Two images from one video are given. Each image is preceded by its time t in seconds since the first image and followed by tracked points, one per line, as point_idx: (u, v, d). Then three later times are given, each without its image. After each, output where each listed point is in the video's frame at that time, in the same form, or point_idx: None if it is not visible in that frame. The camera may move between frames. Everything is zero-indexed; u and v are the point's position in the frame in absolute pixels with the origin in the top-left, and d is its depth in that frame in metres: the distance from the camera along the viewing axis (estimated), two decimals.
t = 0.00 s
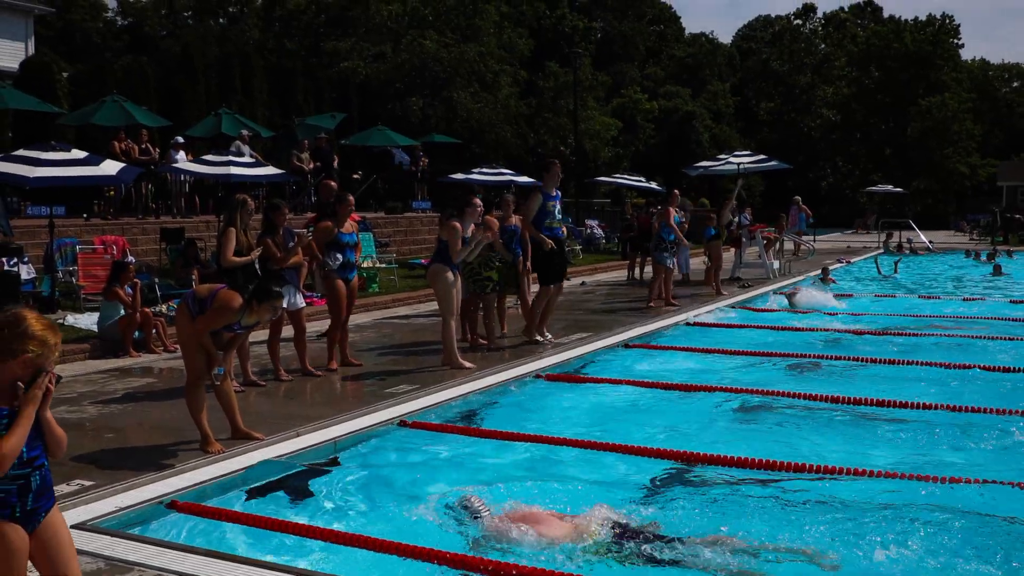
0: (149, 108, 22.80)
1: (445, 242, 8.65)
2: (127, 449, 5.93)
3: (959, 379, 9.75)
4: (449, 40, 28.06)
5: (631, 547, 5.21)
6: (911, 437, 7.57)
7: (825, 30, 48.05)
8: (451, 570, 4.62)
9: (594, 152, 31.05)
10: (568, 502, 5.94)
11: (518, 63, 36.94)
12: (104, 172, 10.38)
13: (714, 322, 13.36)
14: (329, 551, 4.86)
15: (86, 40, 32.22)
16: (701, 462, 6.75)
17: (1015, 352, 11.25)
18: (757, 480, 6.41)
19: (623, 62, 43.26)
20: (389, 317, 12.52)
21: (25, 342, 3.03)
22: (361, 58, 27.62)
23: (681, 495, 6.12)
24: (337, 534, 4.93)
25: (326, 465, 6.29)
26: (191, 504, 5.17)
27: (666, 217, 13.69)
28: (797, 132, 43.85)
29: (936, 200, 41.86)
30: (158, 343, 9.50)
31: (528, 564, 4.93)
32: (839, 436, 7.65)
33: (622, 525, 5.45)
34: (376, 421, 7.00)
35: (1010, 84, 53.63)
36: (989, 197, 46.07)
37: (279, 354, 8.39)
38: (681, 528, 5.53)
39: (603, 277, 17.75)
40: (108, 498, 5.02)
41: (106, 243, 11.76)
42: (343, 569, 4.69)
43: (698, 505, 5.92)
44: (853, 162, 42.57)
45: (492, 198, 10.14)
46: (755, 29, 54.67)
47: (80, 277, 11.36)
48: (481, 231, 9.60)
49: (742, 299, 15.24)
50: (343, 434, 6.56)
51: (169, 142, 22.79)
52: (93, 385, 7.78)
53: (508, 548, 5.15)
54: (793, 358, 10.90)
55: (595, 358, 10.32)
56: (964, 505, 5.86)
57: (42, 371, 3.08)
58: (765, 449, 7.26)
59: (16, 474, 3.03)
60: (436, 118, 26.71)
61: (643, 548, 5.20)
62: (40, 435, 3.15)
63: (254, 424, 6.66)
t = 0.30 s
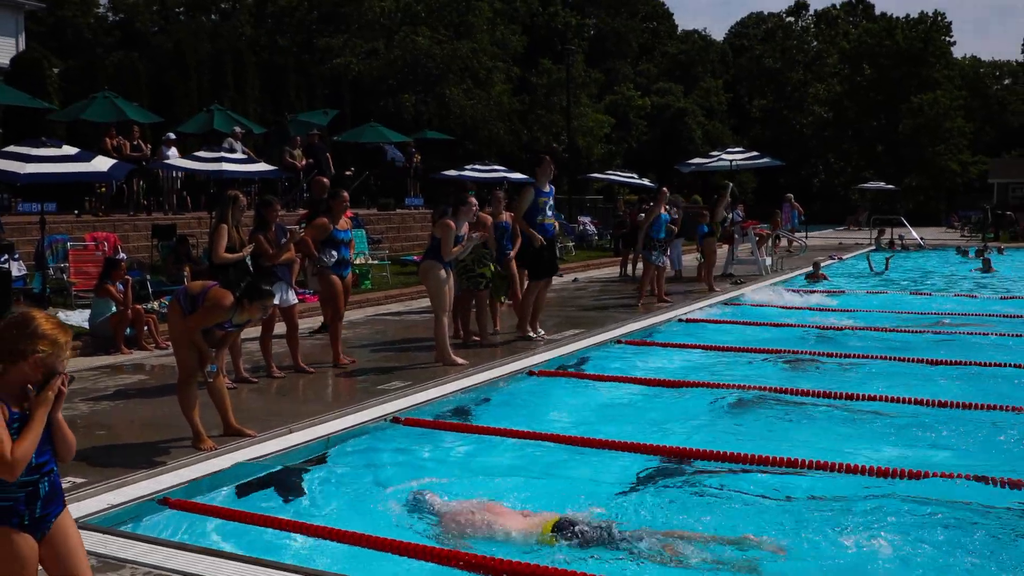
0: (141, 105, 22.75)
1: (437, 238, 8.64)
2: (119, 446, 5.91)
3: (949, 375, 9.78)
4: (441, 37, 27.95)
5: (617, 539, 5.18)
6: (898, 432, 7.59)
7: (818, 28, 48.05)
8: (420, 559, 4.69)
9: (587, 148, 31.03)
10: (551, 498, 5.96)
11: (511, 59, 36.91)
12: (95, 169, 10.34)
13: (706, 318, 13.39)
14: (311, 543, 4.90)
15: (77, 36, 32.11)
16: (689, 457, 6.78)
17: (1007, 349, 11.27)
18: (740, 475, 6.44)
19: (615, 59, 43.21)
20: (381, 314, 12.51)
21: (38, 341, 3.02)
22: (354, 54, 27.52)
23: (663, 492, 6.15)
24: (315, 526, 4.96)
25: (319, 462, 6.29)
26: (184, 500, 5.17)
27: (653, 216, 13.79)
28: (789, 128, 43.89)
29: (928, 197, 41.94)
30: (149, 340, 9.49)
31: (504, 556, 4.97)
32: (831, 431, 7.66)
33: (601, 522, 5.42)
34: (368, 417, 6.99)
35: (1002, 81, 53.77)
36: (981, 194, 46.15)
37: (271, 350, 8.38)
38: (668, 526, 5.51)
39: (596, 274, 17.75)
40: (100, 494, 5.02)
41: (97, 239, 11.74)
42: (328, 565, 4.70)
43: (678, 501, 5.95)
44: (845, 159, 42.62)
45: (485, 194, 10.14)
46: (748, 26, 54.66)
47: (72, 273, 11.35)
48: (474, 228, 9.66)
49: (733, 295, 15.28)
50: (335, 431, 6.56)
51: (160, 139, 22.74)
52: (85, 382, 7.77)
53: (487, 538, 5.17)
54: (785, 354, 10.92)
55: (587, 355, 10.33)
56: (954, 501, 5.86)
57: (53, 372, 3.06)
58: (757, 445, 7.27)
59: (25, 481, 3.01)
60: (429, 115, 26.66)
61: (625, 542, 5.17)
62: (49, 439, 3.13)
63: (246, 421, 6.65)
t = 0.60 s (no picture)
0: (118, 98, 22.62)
1: (418, 234, 8.62)
2: (97, 443, 5.87)
3: (924, 369, 9.88)
4: (422, 32, 27.86)
5: (592, 544, 5.21)
6: (871, 425, 7.69)
7: (796, 24, 48.21)
8: (371, 551, 4.75)
9: (567, 144, 31.06)
10: (517, 492, 6.02)
11: (492, 55, 36.86)
12: (71, 163, 10.28)
13: (686, 313, 13.44)
14: (286, 540, 4.92)
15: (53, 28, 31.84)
16: (663, 450, 6.85)
17: (982, 343, 11.37)
18: (709, 469, 6.51)
19: (595, 54, 43.23)
20: (361, 309, 12.49)
21: (43, 344, 2.99)
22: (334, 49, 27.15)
23: (632, 485, 6.22)
24: (288, 522, 5.00)
25: (300, 457, 6.30)
26: (162, 495, 5.16)
27: (622, 214, 13.78)
28: (768, 123, 44.04)
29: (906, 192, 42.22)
30: (127, 336, 9.45)
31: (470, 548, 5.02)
32: (811, 425, 7.71)
33: (570, 524, 5.46)
34: (347, 413, 6.98)
35: (979, 77, 54.18)
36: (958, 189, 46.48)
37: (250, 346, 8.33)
38: (645, 526, 5.54)
39: (576, 269, 17.78)
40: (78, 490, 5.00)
41: (74, 235, 11.67)
42: (298, 561, 4.73)
43: (645, 496, 6.01)
44: (824, 155, 42.79)
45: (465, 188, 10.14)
46: (726, 21, 54.78)
47: (49, 269, 11.31)
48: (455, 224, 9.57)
49: (712, 288, 15.46)
50: (315, 426, 6.55)
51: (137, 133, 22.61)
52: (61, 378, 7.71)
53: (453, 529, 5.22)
54: (764, 348, 10.96)
55: (568, 349, 10.33)
56: (932, 499, 5.90)
57: (61, 373, 3.04)
58: (736, 439, 7.31)
59: (39, 493, 3.03)
60: (409, 109, 26.60)
61: (593, 544, 5.22)
62: (64, 443, 3.14)
63: (224, 417, 6.62)
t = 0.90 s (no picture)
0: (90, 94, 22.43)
1: (394, 231, 8.59)
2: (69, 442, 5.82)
3: (896, 367, 9.98)
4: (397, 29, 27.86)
5: (562, 545, 5.20)
6: (840, 423, 7.76)
7: (771, 23, 48.42)
8: (331, 547, 4.78)
9: (542, 142, 31.09)
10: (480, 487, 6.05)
11: (467, 52, 36.82)
12: (43, 160, 10.20)
13: (661, 311, 13.49)
14: (257, 538, 4.88)
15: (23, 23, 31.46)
16: (632, 447, 6.88)
17: (950, 342, 11.48)
18: (678, 466, 6.55)
19: (570, 52, 43.25)
20: (335, 307, 12.46)
21: (47, 344, 2.93)
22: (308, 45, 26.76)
23: (597, 481, 6.25)
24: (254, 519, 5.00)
25: (274, 455, 6.28)
26: (133, 494, 5.14)
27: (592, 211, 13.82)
28: (742, 122, 44.22)
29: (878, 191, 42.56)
30: (99, 334, 9.39)
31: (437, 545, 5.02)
32: (782, 423, 7.77)
33: (523, 519, 5.50)
34: (321, 411, 6.96)
35: (950, 78, 54.69)
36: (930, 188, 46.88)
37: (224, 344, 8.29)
38: (613, 526, 5.54)
39: (551, 267, 17.80)
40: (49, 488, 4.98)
41: (46, 233, 11.56)
42: (258, 556, 4.74)
43: (606, 492, 6.05)
44: (798, 154, 43.04)
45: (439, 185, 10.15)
46: (701, 20, 54.97)
47: (19, 267, 11.20)
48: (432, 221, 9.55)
49: (687, 286, 15.51)
50: (289, 425, 6.53)
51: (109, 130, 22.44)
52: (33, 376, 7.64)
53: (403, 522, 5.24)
54: (737, 346, 11.03)
55: (543, 348, 10.34)
56: (900, 499, 5.93)
57: (64, 371, 2.97)
58: (709, 437, 7.35)
59: (38, 493, 2.99)
60: (384, 107, 26.53)
61: (548, 539, 5.25)
62: (67, 441, 3.10)
63: (197, 415, 6.58)
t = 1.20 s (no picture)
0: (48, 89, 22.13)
1: (358, 229, 8.55)
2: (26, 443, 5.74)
3: (857, 364, 10.08)
4: (362, 25, 27.37)
5: (521, 545, 5.24)
6: (800, 420, 7.82)
7: (733, 22, 48.65)
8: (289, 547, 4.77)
9: (507, 140, 31.04)
10: (433, 486, 6.07)
11: (431, 50, 36.68)
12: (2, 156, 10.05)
13: (625, 309, 13.53)
14: (221, 541, 4.86)
15: None
16: (592, 445, 6.90)
17: (909, 339, 11.62)
18: (635, 463, 6.59)
19: (536, 50, 43.21)
20: (298, 305, 12.38)
21: (46, 343, 2.88)
22: (272, 41, 26.29)
23: (552, 479, 6.28)
24: (210, 518, 4.99)
25: (234, 454, 6.23)
26: (91, 495, 5.11)
27: (553, 209, 13.85)
28: (705, 121, 44.42)
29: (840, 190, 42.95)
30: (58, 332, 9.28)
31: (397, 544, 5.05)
32: (743, 420, 7.84)
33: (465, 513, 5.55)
34: (284, 410, 6.91)
35: (911, 78, 55.27)
36: (889, 186, 47.39)
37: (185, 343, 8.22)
38: (562, 524, 5.57)
39: (515, 264, 17.82)
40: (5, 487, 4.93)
41: (4, 229, 11.39)
42: (212, 556, 4.74)
43: (560, 491, 6.07)
44: (761, 152, 43.33)
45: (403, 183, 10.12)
46: (664, 19, 55.14)
47: None
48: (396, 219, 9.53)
49: (651, 284, 15.56)
50: (251, 424, 6.48)
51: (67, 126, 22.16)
52: None
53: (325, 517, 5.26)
54: (700, 343, 11.10)
55: (506, 346, 10.34)
56: (858, 494, 6.03)
57: (60, 377, 2.91)
58: (672, 434, 7.40)
59: (29, 497, 2.91)
60: (347, 104, 26.33)
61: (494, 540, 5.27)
62: (64, 448, 3.02)
63: (158, 414, 6.52)
